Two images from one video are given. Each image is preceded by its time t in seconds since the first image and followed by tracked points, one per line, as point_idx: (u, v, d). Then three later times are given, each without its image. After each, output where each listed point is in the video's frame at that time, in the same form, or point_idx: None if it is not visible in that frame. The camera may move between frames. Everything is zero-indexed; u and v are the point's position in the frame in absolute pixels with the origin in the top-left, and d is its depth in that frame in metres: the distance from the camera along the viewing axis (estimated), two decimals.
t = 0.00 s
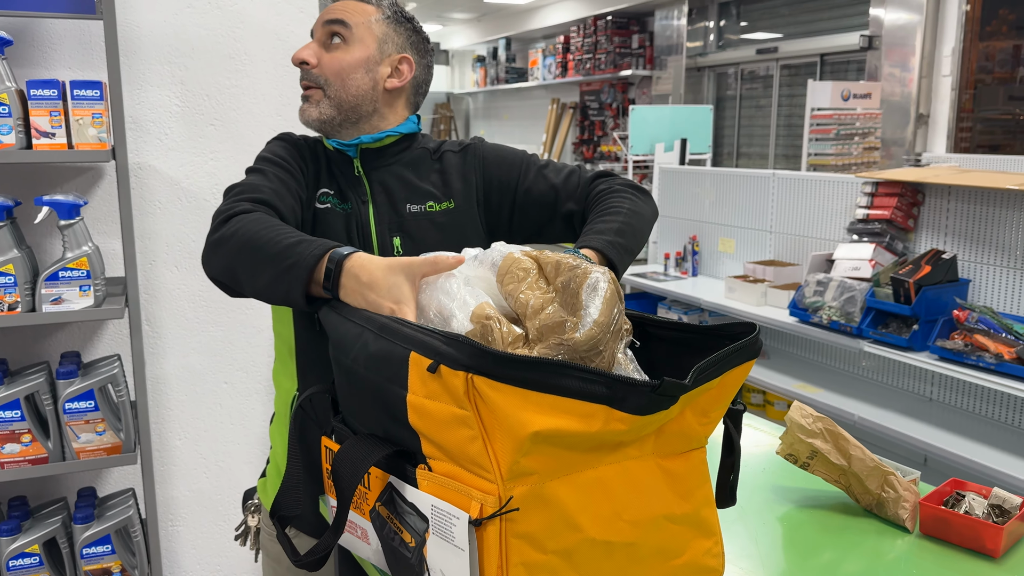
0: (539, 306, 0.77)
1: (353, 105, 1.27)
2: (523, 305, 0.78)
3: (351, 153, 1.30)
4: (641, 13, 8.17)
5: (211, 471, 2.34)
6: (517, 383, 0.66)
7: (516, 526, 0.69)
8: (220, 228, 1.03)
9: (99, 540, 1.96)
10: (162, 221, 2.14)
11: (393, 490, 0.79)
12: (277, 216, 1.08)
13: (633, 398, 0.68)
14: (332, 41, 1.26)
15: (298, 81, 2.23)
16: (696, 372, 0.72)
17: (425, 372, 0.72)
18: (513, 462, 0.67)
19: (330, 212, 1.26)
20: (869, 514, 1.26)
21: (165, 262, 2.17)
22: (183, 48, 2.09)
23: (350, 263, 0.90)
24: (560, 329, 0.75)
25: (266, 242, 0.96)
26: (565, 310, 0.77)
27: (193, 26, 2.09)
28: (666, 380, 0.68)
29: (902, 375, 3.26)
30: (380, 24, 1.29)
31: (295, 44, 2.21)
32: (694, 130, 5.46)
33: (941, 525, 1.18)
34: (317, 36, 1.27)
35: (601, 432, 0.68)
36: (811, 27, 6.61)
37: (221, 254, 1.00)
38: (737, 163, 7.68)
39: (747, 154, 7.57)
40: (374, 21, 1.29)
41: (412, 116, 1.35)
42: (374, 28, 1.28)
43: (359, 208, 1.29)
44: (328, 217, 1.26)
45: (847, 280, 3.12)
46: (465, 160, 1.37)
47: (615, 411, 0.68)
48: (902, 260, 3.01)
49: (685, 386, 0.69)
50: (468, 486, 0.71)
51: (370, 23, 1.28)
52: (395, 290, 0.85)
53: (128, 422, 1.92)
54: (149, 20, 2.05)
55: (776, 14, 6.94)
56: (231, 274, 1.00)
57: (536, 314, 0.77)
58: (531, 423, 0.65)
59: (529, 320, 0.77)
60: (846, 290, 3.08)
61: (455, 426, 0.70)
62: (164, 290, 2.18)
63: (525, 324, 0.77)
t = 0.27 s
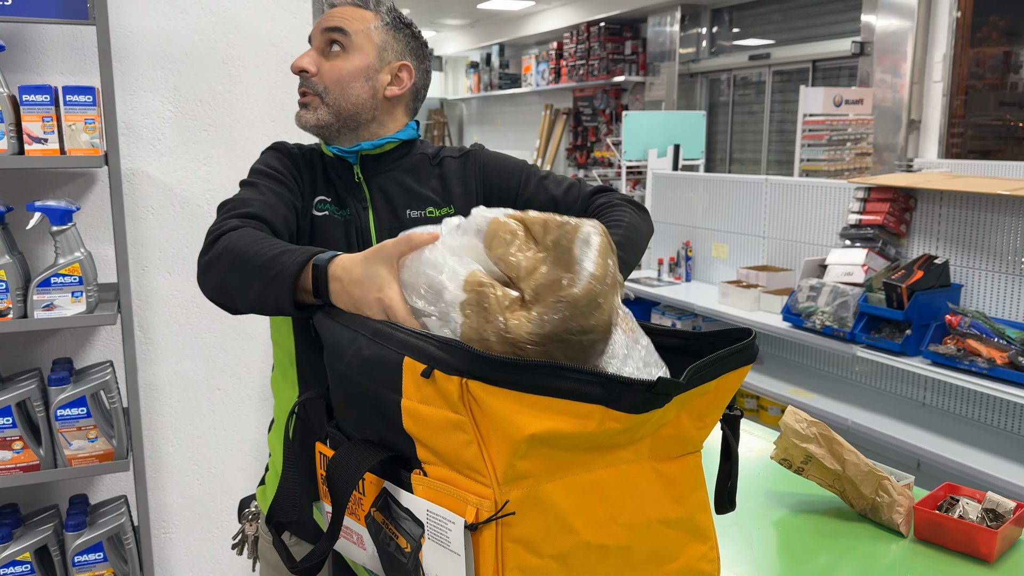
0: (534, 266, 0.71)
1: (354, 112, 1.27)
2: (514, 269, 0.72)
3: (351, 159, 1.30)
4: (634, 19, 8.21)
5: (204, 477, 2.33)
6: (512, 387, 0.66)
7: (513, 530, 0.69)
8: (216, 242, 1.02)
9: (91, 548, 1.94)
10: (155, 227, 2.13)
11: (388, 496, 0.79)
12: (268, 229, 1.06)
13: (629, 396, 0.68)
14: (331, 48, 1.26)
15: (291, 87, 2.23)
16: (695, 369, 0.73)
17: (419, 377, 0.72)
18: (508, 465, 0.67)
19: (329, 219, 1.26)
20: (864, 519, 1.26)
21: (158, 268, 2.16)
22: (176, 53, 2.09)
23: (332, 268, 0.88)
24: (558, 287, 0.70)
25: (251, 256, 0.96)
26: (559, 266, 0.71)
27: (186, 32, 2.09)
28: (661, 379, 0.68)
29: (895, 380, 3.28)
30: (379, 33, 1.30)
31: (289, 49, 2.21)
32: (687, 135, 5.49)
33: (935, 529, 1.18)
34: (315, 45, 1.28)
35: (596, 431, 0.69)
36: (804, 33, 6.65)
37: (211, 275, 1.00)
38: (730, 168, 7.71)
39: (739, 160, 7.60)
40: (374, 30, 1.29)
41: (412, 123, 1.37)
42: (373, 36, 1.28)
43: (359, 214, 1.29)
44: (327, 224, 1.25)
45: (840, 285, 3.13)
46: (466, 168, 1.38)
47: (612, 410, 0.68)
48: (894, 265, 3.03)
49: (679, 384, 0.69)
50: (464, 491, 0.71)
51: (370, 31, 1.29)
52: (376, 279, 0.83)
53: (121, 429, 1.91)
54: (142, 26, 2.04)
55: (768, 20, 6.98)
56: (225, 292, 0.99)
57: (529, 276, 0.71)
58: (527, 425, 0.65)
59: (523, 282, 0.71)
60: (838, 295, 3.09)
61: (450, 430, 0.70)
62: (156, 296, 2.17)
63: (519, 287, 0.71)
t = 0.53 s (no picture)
0: (452, 221, 0.71)
1: (387, 129, 1.32)
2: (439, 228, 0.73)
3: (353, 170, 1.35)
4: (628, 26, 8.27)
5: (198, 484, 2.32)
6: (510, 390, 0.67)
7: (509, 534, 0.69)
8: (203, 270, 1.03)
9: (84, 555, 1.93)
10: (149, 233, 2.13)
11: (384, 499, 0.79)
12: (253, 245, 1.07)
13: (627, 403, 0.67)
14: (373, 65, 1.26)
15: (286, 93, 2.24)
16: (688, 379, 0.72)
17: (417, 379, 0.73)
18: (505, 469, 0.67)
19: (322, 228, 1.30)
20: (857, 522, 1.27)
21: (152, 273, 2.15)
22: (170, 59, 2.09)
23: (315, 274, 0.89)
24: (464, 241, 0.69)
25: (237, 273, 0.97)
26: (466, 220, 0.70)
27: (181, 38, 2.09)
28: (659, 385, 0.67)
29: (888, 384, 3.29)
30: (407, 48, 1.32)
31: (284, 55, 2.22)
32: (681, 142, 5.51)
33: (929, 532, 1.19)
34: (351, 52, 1.25)
35: (595, 437, 0.68)
36: (796, 40, 6.71)
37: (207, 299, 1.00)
38: (723, 174, 7.75)
39: (733, 166, 7.64)
40: (404, 45, 1.31)
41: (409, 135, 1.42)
42: (406, 55, 1.31)
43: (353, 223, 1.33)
44: (321, 232, 1.29)
45: (833, 290, 3.14)
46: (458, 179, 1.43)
47: (609, 415, 0.67)
48: (887, 270, 3.05)
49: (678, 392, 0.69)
50: (461, 494, 0.71)
51: (401, 47, 1.30)
52: (351, 265, 0.83)
53: (114, 435, 1.91)
54: (137, 32, 2.04)
55: (761, 27, 7.03)
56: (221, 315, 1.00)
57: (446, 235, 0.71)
58: (525, 429, 0.66)
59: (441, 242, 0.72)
60: (832, 300, 3.10)
61: (446, 433, 0.70)
62: (150, 301, 2.16)
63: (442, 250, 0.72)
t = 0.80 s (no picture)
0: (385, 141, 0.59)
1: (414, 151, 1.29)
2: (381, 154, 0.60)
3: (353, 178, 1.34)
4: (623, 33, 8.32)
5: (191, 489, 2.31)
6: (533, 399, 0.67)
7: (510, 540, 0.69)
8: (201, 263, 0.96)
9: (77, 561, 1.92)
10: (144, 238, 2.13)
11: (392, 493, 0.80)
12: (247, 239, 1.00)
13: (624, 474, 0.69)
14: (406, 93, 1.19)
15: (281, 99, 2.24)
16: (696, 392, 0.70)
17: (453, 369, 0.72)
18: (512, 477, 0.68)
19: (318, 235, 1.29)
20: (852, 526, 1.27)
21: (146, 278, 2.15)
22: (165, 64, 2.09)
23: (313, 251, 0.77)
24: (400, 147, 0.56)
25: (238, 260, 0.88)
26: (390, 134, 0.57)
27: (177, 43, 2.09)
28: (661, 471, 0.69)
29: (884, 390, 3.30)
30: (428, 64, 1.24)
31: (279, 60, 2.22)
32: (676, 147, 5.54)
33: (923, 535, 1.19)
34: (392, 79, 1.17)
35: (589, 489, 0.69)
36: (790, 47, 6.76)
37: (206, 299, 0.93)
38: (718, 180, 7.78)
39: (728, 171, 7.68)
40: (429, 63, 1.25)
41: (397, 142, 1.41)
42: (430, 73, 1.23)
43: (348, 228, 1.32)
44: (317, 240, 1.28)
45: (828, 295, 3.16)
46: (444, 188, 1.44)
47: (607, 475, 0.69)
48: (881, 276, 3.06)
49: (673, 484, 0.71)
50: (468, 494, 0.71)
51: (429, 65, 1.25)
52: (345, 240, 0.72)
53: (107, 441, 1.90)
54: (132, 37, 2.04)
55: (756, 33, 7.07)
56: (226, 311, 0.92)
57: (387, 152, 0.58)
58: (537, 445, 0.67)
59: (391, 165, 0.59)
60: (826, 305, 3.11)
61: (467, 427, 0.70)
62: (144, 306, 2.16)
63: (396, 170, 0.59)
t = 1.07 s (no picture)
0: None
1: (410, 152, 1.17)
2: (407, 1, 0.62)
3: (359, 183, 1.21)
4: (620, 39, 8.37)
5: (188, 495, 2.30)
6: (540, 407, 0.74)
7: (508, 544, 0.74)
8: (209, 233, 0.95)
9: (73, 566, 1.91)
10: (140, 242, 2.12)
11: (395, 495, 0.85)
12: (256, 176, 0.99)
13: (618, 500, 0.73)
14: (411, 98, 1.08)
15: (278, 103, 2.24)
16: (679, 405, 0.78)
17: (467, 372, 0.79)
18: (514, 481, 0.73)
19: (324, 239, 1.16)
20: (851, 531, 1.27)
21: (143, 283, 2.14)
22: (162, 69, 2.09)
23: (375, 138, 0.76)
24: None
25: (251, 162, 0.88)
26: None
27: (174, 48, 2.09)
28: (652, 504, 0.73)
29: (880, 395, 3.30)
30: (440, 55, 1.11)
31: (276, 65, 2.22)
32: (673, 153, 5.55)
33: (921, 539, 1.19)
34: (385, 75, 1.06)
35: (583, 504, 0.74)
36: (787, 53, 6.80)
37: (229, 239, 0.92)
38: (715, 186, 7.80)
39: (725, 177, 7.70)
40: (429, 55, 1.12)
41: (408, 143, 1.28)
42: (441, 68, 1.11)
43: (355, 232, 1.20)
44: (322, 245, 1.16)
45: (824, 300, 3.16)
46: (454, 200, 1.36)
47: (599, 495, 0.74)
48: (877, 281, 3.08)
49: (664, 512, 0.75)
50: (471, 498, 0.76)
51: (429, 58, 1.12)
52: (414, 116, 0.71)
53: (103, 446, 1.89)
54: (129, 41, 2.04)
55: (752, 40, 7.12)
56: (255, 249, 0.92)
57: None
58: (539, 452, 0.73)
59: None
60: (823, 310, 3.11)
61: (475, 430, 0.76)
62: (141, 311, 2.15)
63: None
